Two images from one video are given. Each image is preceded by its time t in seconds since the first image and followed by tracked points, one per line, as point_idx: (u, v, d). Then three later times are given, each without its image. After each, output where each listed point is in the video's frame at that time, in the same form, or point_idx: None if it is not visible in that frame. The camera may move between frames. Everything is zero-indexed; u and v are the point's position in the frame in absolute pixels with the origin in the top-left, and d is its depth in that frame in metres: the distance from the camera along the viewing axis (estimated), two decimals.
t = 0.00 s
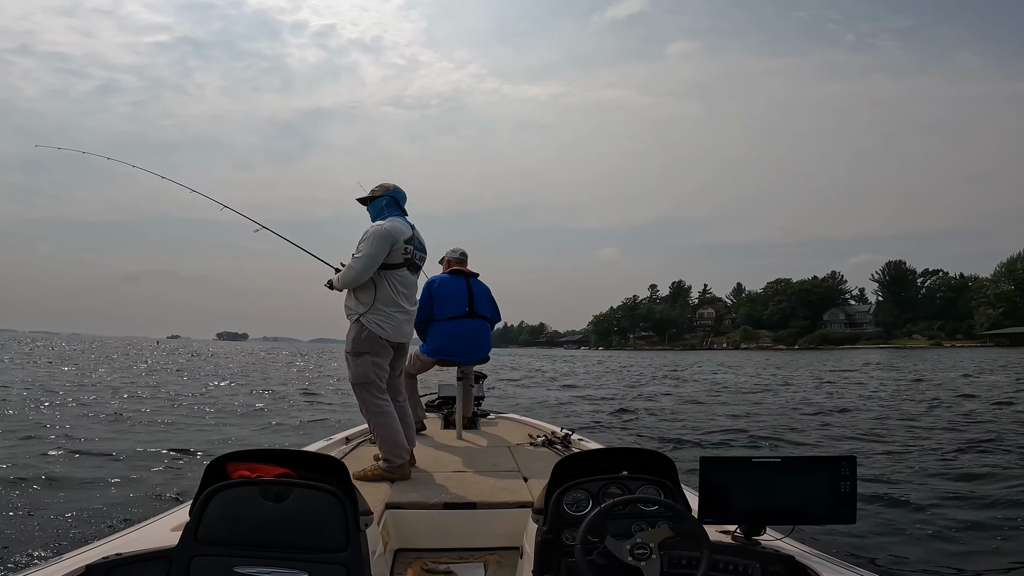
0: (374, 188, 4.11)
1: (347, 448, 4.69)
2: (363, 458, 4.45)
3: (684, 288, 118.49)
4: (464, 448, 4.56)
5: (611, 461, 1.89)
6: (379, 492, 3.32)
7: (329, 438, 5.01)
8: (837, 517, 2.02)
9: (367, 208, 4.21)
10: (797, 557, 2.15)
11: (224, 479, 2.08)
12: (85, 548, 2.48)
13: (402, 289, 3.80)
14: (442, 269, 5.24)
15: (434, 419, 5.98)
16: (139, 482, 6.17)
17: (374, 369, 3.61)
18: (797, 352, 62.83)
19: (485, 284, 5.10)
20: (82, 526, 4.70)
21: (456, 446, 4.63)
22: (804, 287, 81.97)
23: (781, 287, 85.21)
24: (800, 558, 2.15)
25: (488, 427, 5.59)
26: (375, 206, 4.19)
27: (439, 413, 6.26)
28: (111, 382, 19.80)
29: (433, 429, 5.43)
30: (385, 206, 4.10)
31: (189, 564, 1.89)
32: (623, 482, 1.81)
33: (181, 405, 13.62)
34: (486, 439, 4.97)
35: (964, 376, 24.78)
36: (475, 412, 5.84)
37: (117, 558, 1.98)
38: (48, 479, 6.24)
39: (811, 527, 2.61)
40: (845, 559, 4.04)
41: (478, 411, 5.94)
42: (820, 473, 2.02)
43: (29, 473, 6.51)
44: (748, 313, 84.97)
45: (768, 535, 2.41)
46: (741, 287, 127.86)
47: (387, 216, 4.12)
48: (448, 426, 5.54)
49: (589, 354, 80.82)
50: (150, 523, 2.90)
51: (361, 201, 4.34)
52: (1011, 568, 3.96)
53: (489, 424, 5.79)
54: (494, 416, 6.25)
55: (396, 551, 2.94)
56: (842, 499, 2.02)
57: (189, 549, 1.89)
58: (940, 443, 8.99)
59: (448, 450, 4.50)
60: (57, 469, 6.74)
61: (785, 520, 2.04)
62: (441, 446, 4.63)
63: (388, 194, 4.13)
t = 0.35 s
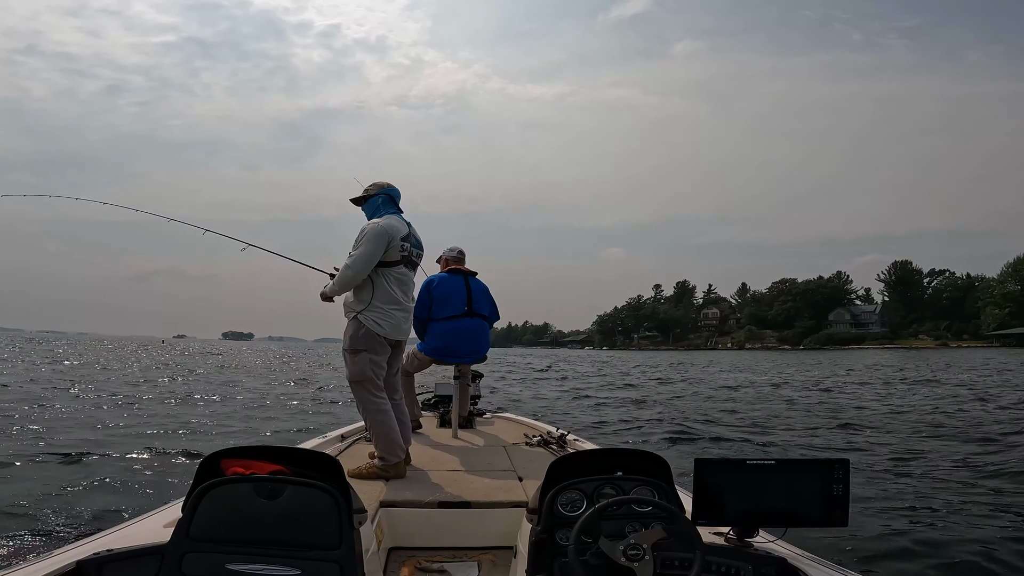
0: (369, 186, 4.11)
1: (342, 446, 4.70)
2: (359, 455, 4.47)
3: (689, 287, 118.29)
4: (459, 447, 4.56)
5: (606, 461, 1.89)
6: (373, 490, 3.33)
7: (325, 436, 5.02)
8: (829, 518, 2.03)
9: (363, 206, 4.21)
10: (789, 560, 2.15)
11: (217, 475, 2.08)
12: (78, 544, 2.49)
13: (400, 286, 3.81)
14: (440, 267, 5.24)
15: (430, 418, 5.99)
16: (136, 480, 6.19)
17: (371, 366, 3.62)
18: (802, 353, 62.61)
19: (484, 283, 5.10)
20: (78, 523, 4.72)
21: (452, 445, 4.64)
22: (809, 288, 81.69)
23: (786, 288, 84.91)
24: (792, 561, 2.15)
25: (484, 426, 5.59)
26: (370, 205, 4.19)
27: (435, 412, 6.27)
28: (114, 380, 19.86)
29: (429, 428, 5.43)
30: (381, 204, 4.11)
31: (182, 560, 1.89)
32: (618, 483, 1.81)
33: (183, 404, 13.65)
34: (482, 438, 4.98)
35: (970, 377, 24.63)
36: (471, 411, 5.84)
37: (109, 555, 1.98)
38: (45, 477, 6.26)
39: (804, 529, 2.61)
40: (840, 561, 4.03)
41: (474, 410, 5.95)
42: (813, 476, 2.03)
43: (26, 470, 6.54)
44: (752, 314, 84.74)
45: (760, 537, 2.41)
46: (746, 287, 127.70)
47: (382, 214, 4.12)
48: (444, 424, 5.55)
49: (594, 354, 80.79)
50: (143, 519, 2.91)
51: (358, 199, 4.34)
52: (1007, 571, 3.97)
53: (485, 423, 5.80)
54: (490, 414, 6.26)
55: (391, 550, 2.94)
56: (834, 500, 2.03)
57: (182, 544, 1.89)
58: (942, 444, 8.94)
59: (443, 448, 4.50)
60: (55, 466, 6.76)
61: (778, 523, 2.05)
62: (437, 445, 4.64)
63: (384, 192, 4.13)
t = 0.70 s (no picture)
0: (374, 191, 4.11)
1: (345, 450, 4.70)
2: (361, 460, 4.46)
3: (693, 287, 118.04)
4: (461, 450, 4.56)
5: (609, 461, 1.88)
6: (377, 494, 3.33)
7: (327, 440, 5.02)
8: (835, 515, 2.01)
9: (367, 211, 4.21)
10: (796, 557, 2.13)
11: (221, 483, 2.07)
12: (83, 553, 2.49)
13: (404, 292, 3.81)
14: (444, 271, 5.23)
15: (432, 421, 5.98)
16: (137, 481, 6.19)
17: (375, 372, 3.61)
18: (808, 352, 62.36)
19: (487, 288, 5.08)
20: (77, 526, 4.71)
21: (454, 449, 4.63)
22: (815, 287, 81.38)
23: (791, 287, 84.60)
24: (798, 558, 2.13)
25: (485, 428, 5.58)
26: (375, 209, 4.19)
27: (436, 415, 6.25)
28: (119, 381, 19.90)
29: (430, 431, 5.43)
30: (386, 209, 4.11)
31: (188, 568, 1.88)
32: (622, 483, 1.80)
33: (187, 405, 13.67)
34: (483, 441, 4.97)
35: (977, 376, 24.44)
36: (473, 414, 5.83)
37: (114, 564, 1.98)
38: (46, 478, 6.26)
39: (810, 527, 2.59)
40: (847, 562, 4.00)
41: (475, 413, 5.94)
42: (817, 471, 2.01)
43: (27, 472, 6.52)
44: (757, 313, 84.45)
45: (766, 534, 2.39)
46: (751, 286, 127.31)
47: (387, 218, 4.11)
48: (445, 428, 5.54)
49: (598, 353, 80.62)
50: (147, 528, 2.90)
51: (362, 203, 4.34)
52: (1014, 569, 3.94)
53: (486, 425, 5.79)
54: (491, 417, 6.25)
55: (395, 554, 2.93)
56: (839, 496, 2.01)
57: (187, 553, 1.89)
58: (948, 444, 8.89)
59: (445, 452, 4.50)
60: (57, 468, 6.76)
61: (783, 520, 2.03)
62: (439, 448, 4.64)
63: (388, 197, 4.14)
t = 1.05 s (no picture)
0: (380, 195, 4.12)
1: (347, 455, 4.70)
2: (364, 464, 4.46)
3: (698, 286, 117.83)
4: (463, 453, 4.56)
5: (612, 462, 1.88)
6: (380, 498, 3.33)
7: (329, 444, 5.02)
8: (839, 512, 2.00)
9: (373, 215, 4.21)
10: (801, 555, 2.12)
11: (225, 489, 2.08)
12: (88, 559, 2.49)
13: (408, 297, 3.82)
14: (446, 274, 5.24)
15: (433, 423, 5.98)
16: (140, 482, 6.22)
17: (376, 377, 3.61)
18: (814, 351, 62.17)
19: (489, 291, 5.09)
20: (80, 529, 4.73)
21: (455, 451, 4.63)
22: (821, 286, 81.12)
23: (797, 286, 84.34)
24: (803, 556, 2.12)
25: (487, 431, 5.58)
26: (381, 213, 4.19)
27: (437, 418, 6.26)
28: (124, 382, 19.97)
29: (432, 434, 5.43)
30: (392, 214, 4.11)
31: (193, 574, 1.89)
32: (626, 483, 1.80)
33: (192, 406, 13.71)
34: (485, 444, 4.97)
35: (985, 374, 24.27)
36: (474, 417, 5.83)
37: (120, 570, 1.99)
38: (50, 479, 6.29)
39: (815, 525, 2.58)
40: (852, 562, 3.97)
41: (477, 416, 5.94)
42: (821, 469, 2.00)
43: (32, 473, 6.57)
44: (763, 313, 84.24)
45: (771, 533, 2.38)
46: (756, 285, 126.95)
47: (393, 223, 4.13)
48: (447, 431, 5.54)
49: (603, 353, 80.57)
50: (150, 534, 2.90)
51: (367, 206, 4.34)
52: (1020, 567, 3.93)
53: (488, 428, 5.79)
54: (493, 419, 6.24)
55: (400, 557, 2.94)
56: (843, 495, 2.00)
57: (193, 559, 1.89)
58: (955, 443, 8.84)
59: (448, 455, 4.50)
60: (61, 470, 6.78)
61: (787, 518, 2.02)
62: (441, 451, 4.64)
63: (395, 202, 4.15)
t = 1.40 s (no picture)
0: (376, 192, 4.12)
1: (340, 453, 4.71)
2: (356, 462, 4.48)
3: (702, 287, 117.64)
4: (456, 455, 4.56)
5: (604, 469, 1.89)
6: (369, 497, 3.33)
7: (323, 443, 5.02)
8: (827, 526, 2.01)
9: (368, 211, 4.21)
10: (787, 568, 2.13)
11: (214, 480, 2.09)
12: (74, 549, 2.51)
13: (400, 294, 3.83)
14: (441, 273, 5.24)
15: (428, 424, 5.98)
16: (136, 480, 6.25)
17: (368, 375, 3.62)
18: (819, 352, 61.93)
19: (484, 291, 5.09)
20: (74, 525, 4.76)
21: (448, 452, 4.63)
22: (826, 287, 80.86)
23: (802, 286, 84.08)
24: (791, 569, 2.12)
25: (482, 433, 5.58)
26: (377, 209, 4.19)
27: (433, 418, 6.26)
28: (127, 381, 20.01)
29: (426, 434, 5.43)
30: (388, 211, 4.11)
31: (177, 565, 1.91)
32: (616, 491, 1.81)
33: (193, 405, 13.74)
34: (479, 445, 4.97)
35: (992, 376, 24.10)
36: (469, 418, 5.83)
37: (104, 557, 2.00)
38: (47, 477, 6.32)
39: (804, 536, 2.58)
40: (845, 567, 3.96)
41: (472, 417, 5.94)
42: (811, 483, 2.00)
43: (30, 470, 6.60)
44: (767, 313, 83.99)
45: (759, 544, 2.38)
46: (760, 286, 126.77)
47: (388, 221, 4.13)
48: (441, 431, 5.54)
49: (607, 353, 80.42)
50: (137, 524, 2.92)
51: (362, 203, 4.34)
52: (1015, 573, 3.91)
53: (483, 429, 5.79)
54: (489, 420, 6.23)
55: (387, 556, 2.94)
56: (832, 508, 2.00)
57: (177, 550, 1.91)
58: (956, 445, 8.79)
59: (440, 456, 4.51)
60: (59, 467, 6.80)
61: (776, 530, 2.02)
62: (433, 452, 4.64)
63: (391, 200, 4.15)
